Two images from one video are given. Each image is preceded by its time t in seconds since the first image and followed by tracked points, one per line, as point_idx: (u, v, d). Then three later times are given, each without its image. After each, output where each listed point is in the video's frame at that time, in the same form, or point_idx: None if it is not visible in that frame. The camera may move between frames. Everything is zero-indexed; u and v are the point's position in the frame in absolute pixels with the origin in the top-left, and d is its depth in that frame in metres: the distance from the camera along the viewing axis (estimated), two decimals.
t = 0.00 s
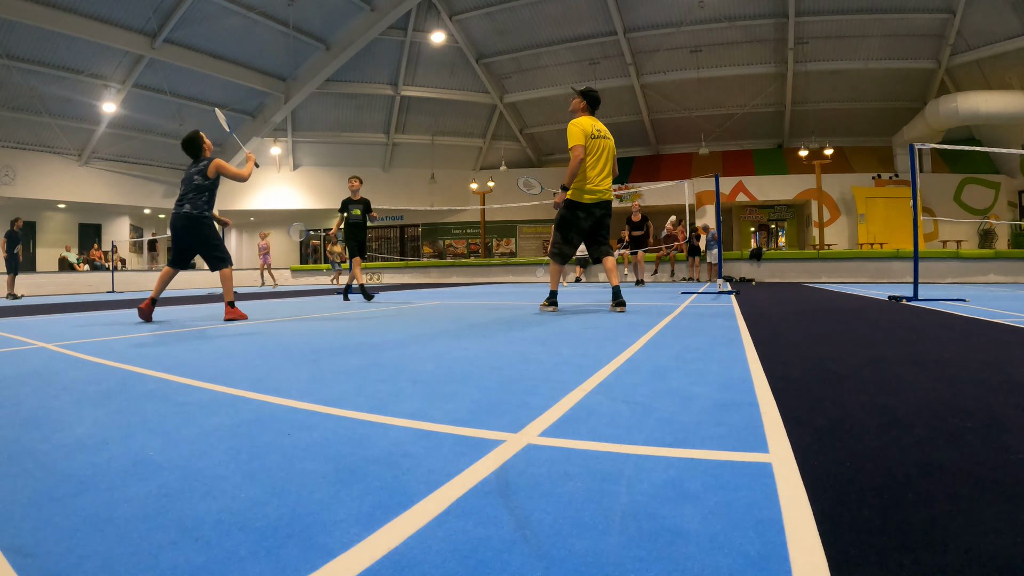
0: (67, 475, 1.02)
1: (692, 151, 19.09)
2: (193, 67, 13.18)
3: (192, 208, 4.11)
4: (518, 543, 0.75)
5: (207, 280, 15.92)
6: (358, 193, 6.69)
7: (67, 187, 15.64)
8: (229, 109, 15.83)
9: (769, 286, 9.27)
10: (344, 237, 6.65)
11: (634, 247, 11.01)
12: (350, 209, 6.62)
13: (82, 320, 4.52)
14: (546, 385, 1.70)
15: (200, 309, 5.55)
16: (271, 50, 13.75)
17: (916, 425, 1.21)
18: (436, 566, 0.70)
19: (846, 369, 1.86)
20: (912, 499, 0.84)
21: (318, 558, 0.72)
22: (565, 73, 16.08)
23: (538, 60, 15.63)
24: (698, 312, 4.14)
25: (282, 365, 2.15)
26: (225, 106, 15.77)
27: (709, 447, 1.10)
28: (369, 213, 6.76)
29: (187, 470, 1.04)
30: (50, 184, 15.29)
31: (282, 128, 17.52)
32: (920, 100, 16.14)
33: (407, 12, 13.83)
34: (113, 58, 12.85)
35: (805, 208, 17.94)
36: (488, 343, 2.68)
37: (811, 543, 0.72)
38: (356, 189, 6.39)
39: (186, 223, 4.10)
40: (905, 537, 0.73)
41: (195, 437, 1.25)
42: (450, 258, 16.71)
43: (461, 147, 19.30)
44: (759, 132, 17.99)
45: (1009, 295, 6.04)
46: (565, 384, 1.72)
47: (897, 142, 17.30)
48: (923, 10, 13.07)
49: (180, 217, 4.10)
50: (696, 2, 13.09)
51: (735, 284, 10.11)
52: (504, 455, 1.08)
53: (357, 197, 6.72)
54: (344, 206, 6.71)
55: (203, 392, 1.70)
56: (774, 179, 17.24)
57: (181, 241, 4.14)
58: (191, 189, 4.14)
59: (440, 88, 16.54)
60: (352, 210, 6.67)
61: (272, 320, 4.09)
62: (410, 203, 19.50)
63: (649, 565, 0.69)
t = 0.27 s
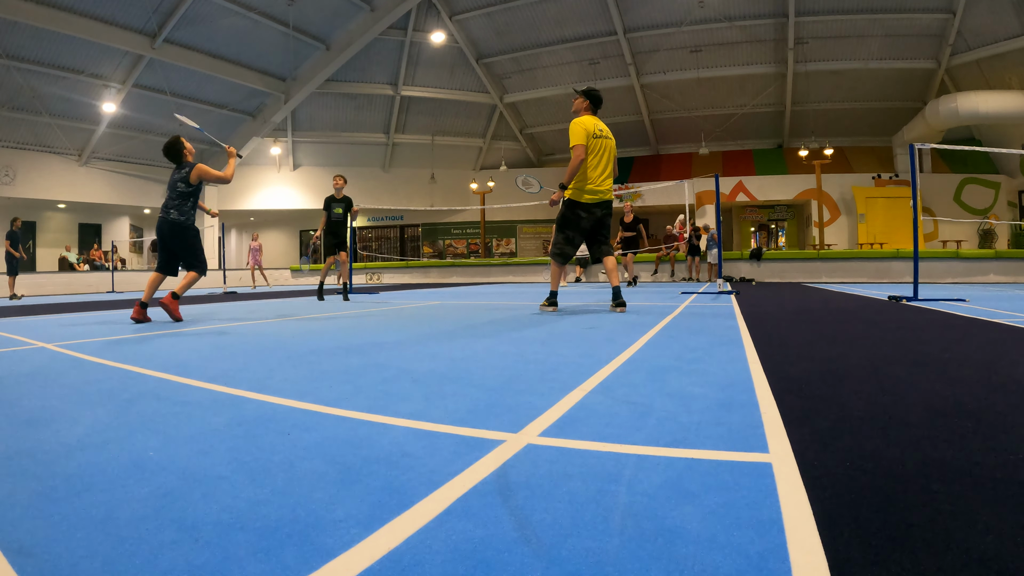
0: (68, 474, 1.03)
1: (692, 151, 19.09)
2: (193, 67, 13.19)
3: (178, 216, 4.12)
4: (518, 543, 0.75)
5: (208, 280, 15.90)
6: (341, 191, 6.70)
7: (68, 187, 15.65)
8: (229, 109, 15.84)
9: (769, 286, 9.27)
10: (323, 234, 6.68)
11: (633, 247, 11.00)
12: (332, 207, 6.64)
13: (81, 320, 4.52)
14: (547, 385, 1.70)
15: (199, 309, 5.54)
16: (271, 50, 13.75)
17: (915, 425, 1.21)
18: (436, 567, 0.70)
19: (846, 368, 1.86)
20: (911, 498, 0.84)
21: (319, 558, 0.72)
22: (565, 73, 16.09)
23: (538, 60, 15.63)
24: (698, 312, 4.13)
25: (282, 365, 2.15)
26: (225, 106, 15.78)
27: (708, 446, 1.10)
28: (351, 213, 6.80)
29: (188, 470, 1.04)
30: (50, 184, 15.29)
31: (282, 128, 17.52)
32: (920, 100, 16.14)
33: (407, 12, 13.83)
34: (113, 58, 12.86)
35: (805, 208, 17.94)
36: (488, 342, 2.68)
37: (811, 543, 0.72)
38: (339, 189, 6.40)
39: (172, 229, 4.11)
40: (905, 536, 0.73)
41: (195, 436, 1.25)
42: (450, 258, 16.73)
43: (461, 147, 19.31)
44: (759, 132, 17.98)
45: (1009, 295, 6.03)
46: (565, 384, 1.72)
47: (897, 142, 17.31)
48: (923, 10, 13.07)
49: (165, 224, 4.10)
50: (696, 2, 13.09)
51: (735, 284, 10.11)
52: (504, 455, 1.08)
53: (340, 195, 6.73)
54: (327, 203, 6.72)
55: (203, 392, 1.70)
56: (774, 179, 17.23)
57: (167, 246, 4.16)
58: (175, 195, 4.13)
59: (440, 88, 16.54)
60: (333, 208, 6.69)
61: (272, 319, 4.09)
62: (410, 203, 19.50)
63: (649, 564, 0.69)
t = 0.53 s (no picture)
0: (68, 475, 1.03)
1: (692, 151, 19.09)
2: (193, 67, 13.19)
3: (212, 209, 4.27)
4: (518, 543, 0.75)
5: (208, 280, 15.89)
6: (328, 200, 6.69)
7: (68, 187, 15.64)
8: (229, 109, 15.84)
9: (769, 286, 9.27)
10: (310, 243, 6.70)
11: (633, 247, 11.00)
12: (319, 216, 6.65)
13: (80, 320, 4.51)
14: (546, 385, 1.70)
15: (199, 309, 5.54)
16: (271, 50, 13.75)
17: (915, 425, 1.21)
18: (436, 567, 0.70)
19: (846, 369, 1.86)
20: (912, 498, 0.84)
21: (318, 559, 0.72)
22: (565, 73, 16.09)
23: (538, 60, 15.64)
24: (698, 312, 4.13)
25: (282, 365, 2.15)
26: (225, 106, 15.77)
27: (708, 446, 1.10)
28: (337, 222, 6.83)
29: (188, 469, 1.04)
30: (50, 184, 15.29)
31: (282, 128, 17.52)
32: (920, 100, 16.14)
33: (407, 13, 13.83)
34: (113, 58, 12.86)
35: (805, 208, 17.93)
36: (489, 342, 2.68)
37: (810, 542, 0.72)
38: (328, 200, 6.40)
39: (207, 221, 4.24)
40: (905, 535, 0.73)
41: (195, 436, 1.25)
42: (450, 258, 16.73)
43: (461, 147, 19.30)
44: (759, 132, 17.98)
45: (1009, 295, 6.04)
46: (565, 384, 1.72)
47: (897, 142, 17.31)
48: (923, 10, 13.07)
49: (201, 212, 4.19)
50: (696, 2, 13.09)
51: (735, 284, 10.11)
52: (504, 455, 1.08)
53: (327, 203, 6.73)
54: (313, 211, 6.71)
55: (203, 392, 1.70)
56: (774, 179, 17.23)
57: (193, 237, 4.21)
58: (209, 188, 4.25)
59: (440, 87, 16.54)
60: (321, 217, 6.69)
61: (272, 319, 4.08)
62: (410, 203, 19.51)
63: (649, 565, 0.69)
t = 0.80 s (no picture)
0: (68, 475, 1.02)
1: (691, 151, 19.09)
2: (194, 67, 13.19)
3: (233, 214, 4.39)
4: (518, 543, 0.75)
5: (208, 280, 15.88)
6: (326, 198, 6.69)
7: (68, 187, 15.64)
8: (229, 109, 15.84)
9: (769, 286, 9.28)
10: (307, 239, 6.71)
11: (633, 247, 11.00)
12: (317, 213, 6.65)
13: (80, 320, 4.51)
14: (547, 385, 1.70)
15: (198, 309, 5.53)
16: (271, 50, 13.75)
17: (915, 424, 1.21)
18: (436, 567, 0.70)
19: (846, 369, 1.87)
20: (912, 499, 0.84)
21: (318, 558, 0.72)
22: (565, 73, 16.10)
23: (538, 60, 15.64)
24: (698, 312, 4.13)
25: (281, 365, 2.15)
26: (225, 106, 15.77)
27: (708, 447, 1.10)
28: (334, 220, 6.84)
29: (188, 470, 1.04)
30: (50, 184, 15.29)
31: (282, 127, 17.52)
32: (920, 101, 16.14)
33: (407, 13, 13.83)
34: (113, 58, 12.86)
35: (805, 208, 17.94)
36: (488, 342, 2.68)
37: (810, 542, 0.72)
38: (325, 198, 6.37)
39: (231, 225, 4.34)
40: (905, 536, 0.73)
41: (194, 437, 1.25)
42: (450, 258, 16.74)
43: (461, 147, 19.31)
44: (759, 132, 17.98)
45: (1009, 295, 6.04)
46: (565, 384, 1.72)
47: (897, 142, 17.31)
48: (923, 10, 13.07)
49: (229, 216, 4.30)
50: (696, 2, 13.09)
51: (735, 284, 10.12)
52: (504, 455, 1.08)
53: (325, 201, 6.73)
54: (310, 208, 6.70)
55: (203, 393, 1.70)
56: (774, 179, 17.23)
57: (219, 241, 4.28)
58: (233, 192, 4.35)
59: (440, 87, 16.54)
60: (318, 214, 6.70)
61: (271, 320, 4.08)
62: (409, 203, 19.51)
63: (648, 565, 0.69)
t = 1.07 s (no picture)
0: (67, 475, 1.02)
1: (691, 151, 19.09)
2: (194, 67, 13.19)
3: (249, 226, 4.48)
4: (518, 543, 0.75)
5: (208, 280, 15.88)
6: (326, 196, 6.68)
7: (68, 187, 15.66)
8: (229, 109, 15.84)
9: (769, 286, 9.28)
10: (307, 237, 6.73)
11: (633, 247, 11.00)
12: (317, 211, 6.66)
13: (80, 320, 4.51)
14: (546, 385, 1.70)
15: (198, 309, 5.53)
16: (271, 50, 13.74)
17: (916, 424, 1.21)
18: (436, 566, 0.70)
19: (847, 369, 1.86)
20: (912, 499, 0.84)
21: (319, 558, 0.72)
22: (565, 73, 16.09)
23: (538, 60, 15.64)
24: (698, 313, 4.13)
25: (281, 365, 2.15)
26: (225, 106, 15.78)
27: (708, 447, 1.10)
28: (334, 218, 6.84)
29: (187, 470, 1.04)
30: (49, 185, 15.29)
31: (282, 128, 17.50)
32: (920, 101, 16.14)
33: (407, 12, 13.83)
34: (113, 58, 12.86)
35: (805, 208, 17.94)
36: (488, 342, 2.68)
37: (811, 543, 0.72)
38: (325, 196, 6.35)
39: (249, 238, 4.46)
40: (906, 536, 0.73)
41: (194, 437, 1.25)
42: (450, 258, 16.74)
43: (461, 147, 19.30)
44: (759, 132, 17.97)
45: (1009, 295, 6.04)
46: (565, 384, 1.72)
47: (897, 142, 17.31)
48: (923, 10, 13.07)
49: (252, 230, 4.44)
50: (696, 2, 13.09)
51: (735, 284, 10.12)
52: (505, 454, 1.08)
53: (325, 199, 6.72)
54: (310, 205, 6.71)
55: (203, 392, 1.70)
56: (774, 179, 17.23)
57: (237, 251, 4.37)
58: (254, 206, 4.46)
59: (440, 87, 16.53)
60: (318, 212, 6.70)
61: (271, 320, 4.08)
62: (409, 203, 19.51)
63: (649, 565, 0.69)
